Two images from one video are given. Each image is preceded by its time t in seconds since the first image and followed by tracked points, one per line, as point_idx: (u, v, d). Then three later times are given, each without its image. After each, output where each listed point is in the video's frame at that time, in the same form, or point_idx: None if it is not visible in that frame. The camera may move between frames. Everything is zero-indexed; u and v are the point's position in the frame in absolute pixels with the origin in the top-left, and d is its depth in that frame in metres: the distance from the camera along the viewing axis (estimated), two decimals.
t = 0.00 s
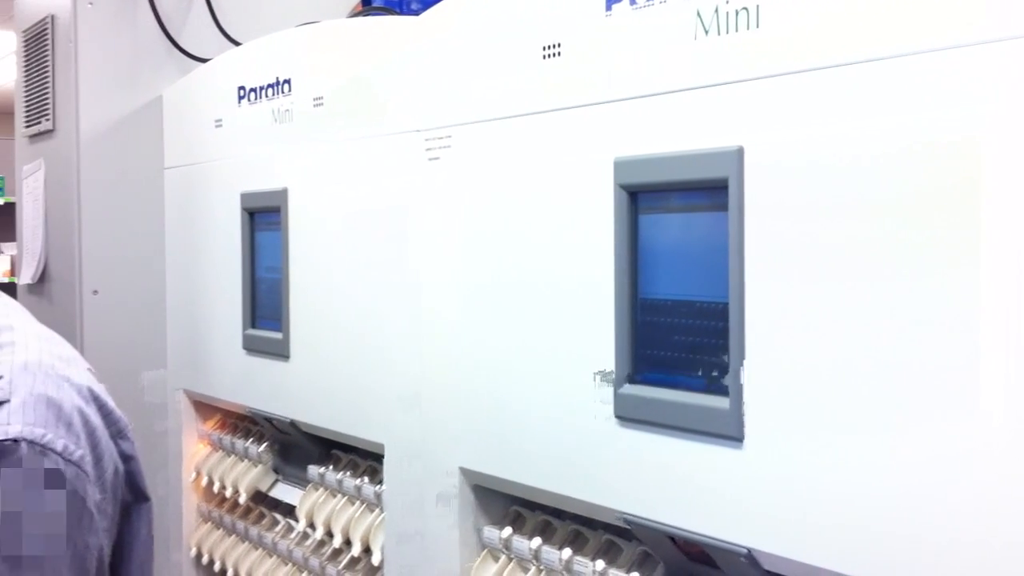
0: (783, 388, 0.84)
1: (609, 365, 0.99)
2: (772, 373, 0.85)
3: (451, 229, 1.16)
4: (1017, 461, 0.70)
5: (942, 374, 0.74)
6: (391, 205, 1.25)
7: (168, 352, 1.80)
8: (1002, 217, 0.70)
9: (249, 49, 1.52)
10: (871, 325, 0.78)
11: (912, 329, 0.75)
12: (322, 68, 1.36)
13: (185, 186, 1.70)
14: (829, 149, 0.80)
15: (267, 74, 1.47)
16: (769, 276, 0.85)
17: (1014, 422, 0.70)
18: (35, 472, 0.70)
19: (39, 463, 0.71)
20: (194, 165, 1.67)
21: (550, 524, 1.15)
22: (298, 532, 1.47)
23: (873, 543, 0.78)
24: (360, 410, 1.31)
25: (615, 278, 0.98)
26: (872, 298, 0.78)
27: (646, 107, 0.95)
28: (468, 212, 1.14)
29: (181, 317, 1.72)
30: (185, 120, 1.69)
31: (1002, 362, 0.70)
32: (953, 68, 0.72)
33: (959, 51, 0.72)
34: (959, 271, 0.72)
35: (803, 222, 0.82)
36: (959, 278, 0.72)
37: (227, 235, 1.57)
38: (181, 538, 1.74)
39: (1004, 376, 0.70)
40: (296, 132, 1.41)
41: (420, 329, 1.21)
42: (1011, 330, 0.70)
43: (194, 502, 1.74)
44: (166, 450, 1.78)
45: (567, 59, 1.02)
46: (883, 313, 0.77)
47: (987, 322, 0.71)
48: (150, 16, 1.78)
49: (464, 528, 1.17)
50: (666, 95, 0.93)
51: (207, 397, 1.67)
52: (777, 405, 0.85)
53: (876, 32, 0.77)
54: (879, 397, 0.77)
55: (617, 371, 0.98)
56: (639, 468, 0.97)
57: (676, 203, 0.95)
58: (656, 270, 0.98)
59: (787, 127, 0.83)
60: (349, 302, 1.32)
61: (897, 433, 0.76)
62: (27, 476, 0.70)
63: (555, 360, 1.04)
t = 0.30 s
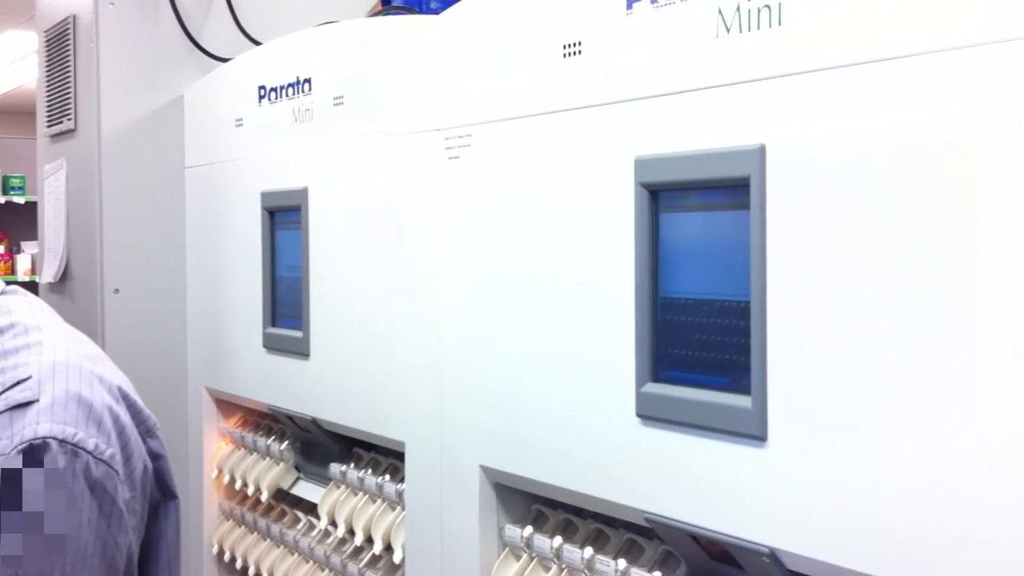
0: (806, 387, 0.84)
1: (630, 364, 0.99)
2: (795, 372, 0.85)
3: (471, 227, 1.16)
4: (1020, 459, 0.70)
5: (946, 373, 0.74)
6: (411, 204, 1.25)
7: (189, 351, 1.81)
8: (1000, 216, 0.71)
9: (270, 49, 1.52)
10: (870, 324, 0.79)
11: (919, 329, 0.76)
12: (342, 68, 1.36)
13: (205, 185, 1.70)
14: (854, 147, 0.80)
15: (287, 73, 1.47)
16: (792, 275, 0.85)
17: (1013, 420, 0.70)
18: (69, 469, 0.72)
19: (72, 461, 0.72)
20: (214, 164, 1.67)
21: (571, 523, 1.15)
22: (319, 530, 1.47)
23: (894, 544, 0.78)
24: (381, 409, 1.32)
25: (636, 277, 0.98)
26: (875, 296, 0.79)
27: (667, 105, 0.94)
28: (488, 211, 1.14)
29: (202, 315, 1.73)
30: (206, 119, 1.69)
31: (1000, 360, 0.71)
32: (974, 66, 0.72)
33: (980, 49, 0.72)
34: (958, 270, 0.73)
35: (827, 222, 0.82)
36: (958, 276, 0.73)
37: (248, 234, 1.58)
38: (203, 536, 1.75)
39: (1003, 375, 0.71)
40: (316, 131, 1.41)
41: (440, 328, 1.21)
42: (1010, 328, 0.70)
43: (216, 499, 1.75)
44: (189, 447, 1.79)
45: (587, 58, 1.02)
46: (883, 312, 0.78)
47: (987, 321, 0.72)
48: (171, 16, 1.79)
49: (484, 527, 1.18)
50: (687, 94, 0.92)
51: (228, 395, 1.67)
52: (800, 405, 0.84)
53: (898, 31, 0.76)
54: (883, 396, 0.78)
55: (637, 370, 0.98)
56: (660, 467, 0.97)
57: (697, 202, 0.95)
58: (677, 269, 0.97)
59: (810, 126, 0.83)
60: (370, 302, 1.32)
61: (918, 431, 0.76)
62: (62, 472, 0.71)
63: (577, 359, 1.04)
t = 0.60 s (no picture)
0: (830, 388, 0.83)
1: (650, 364, 0.99)
2: (818, 372, 0.84)
3: (492, 226, 1.16)
4: None
5: (952, 376, 0.75)
6: (432, 204, 1.25)
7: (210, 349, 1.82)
8: (1005, 218, 0.71)
9: (291, 49, 1.53)
10: (879, 324, 0.80)
11: (931, 333, 0.76)
12: (362, 67, 1.36)
13: (226, 183, 1.71)
14: (880, 145, 0.79)
15: (307, 72, 1.48)
16: (815, 275, 0.84)
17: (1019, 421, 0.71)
18: (98, 467, 0.76)
19: (103, 459, 0.77)
20: (234, 163, 1.68)
21: (591, 522, 1.15)
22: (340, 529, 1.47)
23: (919, 546, 0.78)
24: (401, 408, 1.32)
25: (657, 276, 0.98)
26: (880, 295, 0.79)
27: (688, 104, 0.94)
28: (508, 210, 1.14)
29: (223, 313, 1.74)
30: (226, 118, 1.70)
31: (1007, 361, 0.72)
32: (999, 65, 0.71)
33: (1005, 48, 0.71)
34: (965, 270, 0.74)
35: (850, 221, 0.81)
36: (964, 276, 0.74)
37: (268, 233, 1.58)
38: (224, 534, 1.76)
39: (1010, 375, 0.72)
40: (336, 130, 1.41)
41: (460, 327, 1.21)
42: (1017, 328, 0.71)
43: (237, 498, 1.76)
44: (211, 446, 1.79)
45: (607, 57, 1.02)
46: (899, 312, 0.78)
47: (994, 322, 0.72)
48: (191, 15, 1.79)
49: (505, 527, 1.18)
50: (708, 92, 0.92)
51: (249, 394, 1.68)
52: (824, 406, 0.84)
53: (923, 30, 0.76)
54: (890, 396, 0.79)
55: (658, 370, 0.98)
56: (681, 467, 0.96)
57: (718, 201, 0.95)
58: (698, 269, 0.97)
59: (833, 125, 0.82)
60: (390, 301, 1.33)
61: (941, 432, 0.76)
62: (93, 471, 0.76)
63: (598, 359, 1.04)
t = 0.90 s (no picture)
0: (853, 387, 0.83)
1: (672, 363, 0.98)
2: (840, 370, 0.84)
3: (513, 225, 1.16)
4: None
5: (954, 378, 0.76)
6: (453, 203, 1.25)
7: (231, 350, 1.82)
8: (1003, 221, 0.73)
9: (312, 50, 1.53)
10: (881, 325, 0.81)
11: (936, 332, 0.77)
12: (384, 67, 1.37)
13: (248, 183, 1.71)
14: (901, 143, 0.79)
15: (329, 73, 1.48)
16: (839, 273, 0.84)
17: (1017, 422, 0.73)
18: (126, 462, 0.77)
19: (131, 455, 0.77)
20: (257, 163, 1.68)
21: (611, 522, 1.15)
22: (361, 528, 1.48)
23: (944, 546, 0.77)
24: (421, 408, 1.32)
25: (679, 275, 0.97)
26: (905, 292, 0.79)
27: (710, 102, 0.94)
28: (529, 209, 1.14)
29: (245, 313, 1.74)
30: (248, 118, 1.70)
31: (1005, 362, 0.73)
32: None
33: None
34: (964, 273, 0.75)
35: (863, 220, 0.82)
36: (963, 278, 0.75)
37: (290, 233, 1.59)
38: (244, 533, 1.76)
39: (1007, 375, 0.73)
40: (357, 130, 1.42)
41: (481, 326, 1.21)
42: (1014, 330, 0.73)
43: (258, 496, 1.77)
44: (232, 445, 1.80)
45: (629, 56, 1.02)
46: (925, 310, 0.78)
47: (992, 324, 0.74)
48: (212, 15, 1.80)
49: (526, 527, 1.18)
50: (730, 91, 0.92)
51: (270, 393, 1.69)
52: (846, 404, 0.84)
53: (950, 27, 0.76)
54: (914, 395, 0.79)
55: (680, 369, 0.97)
56: (702, 467, 0.96)
57: (740, 200, 0.94)
58: (720, 267, 0.97)
59: (858, 121, 0.82)
60: (411, 300, 1.33)
61: (962, 430, 0.76)
62: (121, 466, 0.76)
63: (619, 357, 1.04)
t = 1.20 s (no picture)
0: (879, 388, 0.83)
1: (694, 364, 0.98)
2: (863, 370, 0.84)
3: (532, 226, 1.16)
4: None
5: (956, 380, 0.79)
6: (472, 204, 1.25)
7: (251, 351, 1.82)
8: (999, 223, 0.76)
9: (334, 51, 1.55)
10: (881, 324, 0.83)
11: (940, 330, 0.79)
12: (405, 68, 1.38)
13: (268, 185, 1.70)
14: (924, 142, 0.79)
15: (350, 74, 1.49)
16: (862, 273, 0.84)
17: (1016, 421, 0.76)
18: (145, 459, 0.80)
19: (150, 452, 0.81)
20: (277, 164, 1.67)
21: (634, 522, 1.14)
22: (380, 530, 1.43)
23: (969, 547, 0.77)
24: (443, 407, 1.33)
25: (700, 275, 0.97)
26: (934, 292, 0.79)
27: (729, 102, 0.94)
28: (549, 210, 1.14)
29: (264, 315, 1.74)
30: (269, 120, 1.70)
31: (1002, 360, 0.77)
32: None
33: None
34: (960, 272, 0.78)
35: (891, 224, 0.82)
36: (961, 277, 0.78)
37: (308, 233, 1.58)
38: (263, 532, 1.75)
39: (1005, 373, 0.77)
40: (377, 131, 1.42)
41: (502, 327, 1.22)
42: (1014, 329, 0.76)
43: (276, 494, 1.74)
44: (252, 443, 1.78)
45: (648, 57, 1.02)
46: (956, 310, 0.78)
47: (991, 321, 0.77)
48: (234, 17, 1.81)
49: (549, 526, 1.18)
50: (750, 91, 0.92)
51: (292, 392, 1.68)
52: (870, 403, 0.84)
53: (977, 29, 0.76)
54: (944, 394, 0.80)
55: (701, 370, 0.98)
56: (725, 467, 0.96)
57: (760, 199, 0.94)
58: (741, 267, 0.97)
59: (880, 122, 0.82)
60: (431, 301, 1.33)
61: (984, 427, 0.78)
62: (141, 463, 0.80)
63: (639, 358, 1.04)
